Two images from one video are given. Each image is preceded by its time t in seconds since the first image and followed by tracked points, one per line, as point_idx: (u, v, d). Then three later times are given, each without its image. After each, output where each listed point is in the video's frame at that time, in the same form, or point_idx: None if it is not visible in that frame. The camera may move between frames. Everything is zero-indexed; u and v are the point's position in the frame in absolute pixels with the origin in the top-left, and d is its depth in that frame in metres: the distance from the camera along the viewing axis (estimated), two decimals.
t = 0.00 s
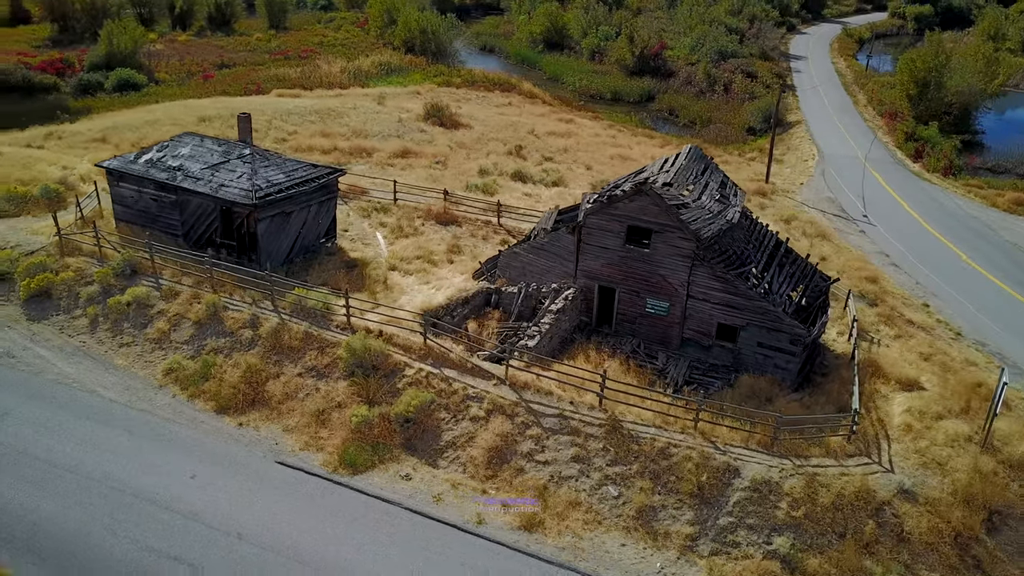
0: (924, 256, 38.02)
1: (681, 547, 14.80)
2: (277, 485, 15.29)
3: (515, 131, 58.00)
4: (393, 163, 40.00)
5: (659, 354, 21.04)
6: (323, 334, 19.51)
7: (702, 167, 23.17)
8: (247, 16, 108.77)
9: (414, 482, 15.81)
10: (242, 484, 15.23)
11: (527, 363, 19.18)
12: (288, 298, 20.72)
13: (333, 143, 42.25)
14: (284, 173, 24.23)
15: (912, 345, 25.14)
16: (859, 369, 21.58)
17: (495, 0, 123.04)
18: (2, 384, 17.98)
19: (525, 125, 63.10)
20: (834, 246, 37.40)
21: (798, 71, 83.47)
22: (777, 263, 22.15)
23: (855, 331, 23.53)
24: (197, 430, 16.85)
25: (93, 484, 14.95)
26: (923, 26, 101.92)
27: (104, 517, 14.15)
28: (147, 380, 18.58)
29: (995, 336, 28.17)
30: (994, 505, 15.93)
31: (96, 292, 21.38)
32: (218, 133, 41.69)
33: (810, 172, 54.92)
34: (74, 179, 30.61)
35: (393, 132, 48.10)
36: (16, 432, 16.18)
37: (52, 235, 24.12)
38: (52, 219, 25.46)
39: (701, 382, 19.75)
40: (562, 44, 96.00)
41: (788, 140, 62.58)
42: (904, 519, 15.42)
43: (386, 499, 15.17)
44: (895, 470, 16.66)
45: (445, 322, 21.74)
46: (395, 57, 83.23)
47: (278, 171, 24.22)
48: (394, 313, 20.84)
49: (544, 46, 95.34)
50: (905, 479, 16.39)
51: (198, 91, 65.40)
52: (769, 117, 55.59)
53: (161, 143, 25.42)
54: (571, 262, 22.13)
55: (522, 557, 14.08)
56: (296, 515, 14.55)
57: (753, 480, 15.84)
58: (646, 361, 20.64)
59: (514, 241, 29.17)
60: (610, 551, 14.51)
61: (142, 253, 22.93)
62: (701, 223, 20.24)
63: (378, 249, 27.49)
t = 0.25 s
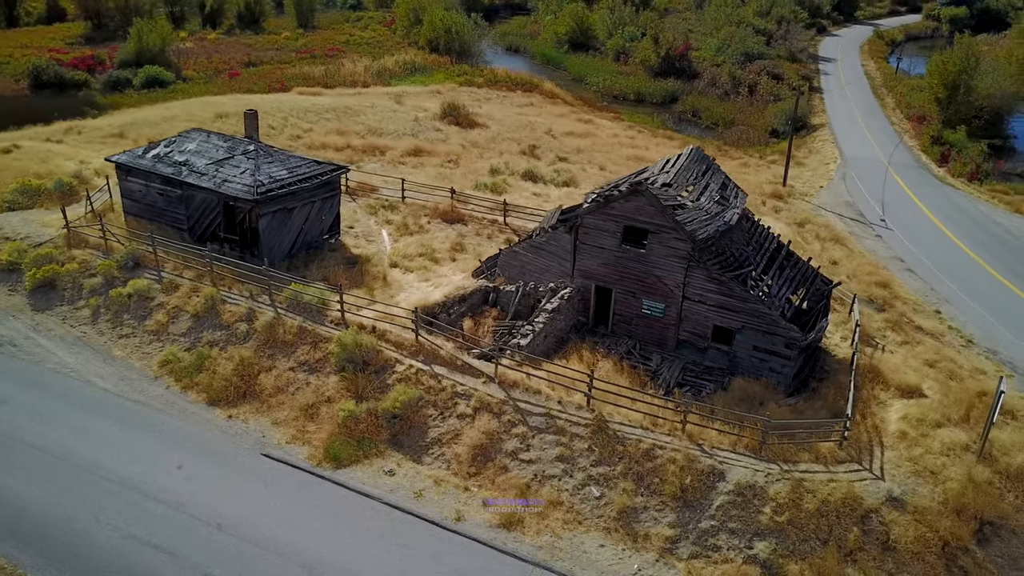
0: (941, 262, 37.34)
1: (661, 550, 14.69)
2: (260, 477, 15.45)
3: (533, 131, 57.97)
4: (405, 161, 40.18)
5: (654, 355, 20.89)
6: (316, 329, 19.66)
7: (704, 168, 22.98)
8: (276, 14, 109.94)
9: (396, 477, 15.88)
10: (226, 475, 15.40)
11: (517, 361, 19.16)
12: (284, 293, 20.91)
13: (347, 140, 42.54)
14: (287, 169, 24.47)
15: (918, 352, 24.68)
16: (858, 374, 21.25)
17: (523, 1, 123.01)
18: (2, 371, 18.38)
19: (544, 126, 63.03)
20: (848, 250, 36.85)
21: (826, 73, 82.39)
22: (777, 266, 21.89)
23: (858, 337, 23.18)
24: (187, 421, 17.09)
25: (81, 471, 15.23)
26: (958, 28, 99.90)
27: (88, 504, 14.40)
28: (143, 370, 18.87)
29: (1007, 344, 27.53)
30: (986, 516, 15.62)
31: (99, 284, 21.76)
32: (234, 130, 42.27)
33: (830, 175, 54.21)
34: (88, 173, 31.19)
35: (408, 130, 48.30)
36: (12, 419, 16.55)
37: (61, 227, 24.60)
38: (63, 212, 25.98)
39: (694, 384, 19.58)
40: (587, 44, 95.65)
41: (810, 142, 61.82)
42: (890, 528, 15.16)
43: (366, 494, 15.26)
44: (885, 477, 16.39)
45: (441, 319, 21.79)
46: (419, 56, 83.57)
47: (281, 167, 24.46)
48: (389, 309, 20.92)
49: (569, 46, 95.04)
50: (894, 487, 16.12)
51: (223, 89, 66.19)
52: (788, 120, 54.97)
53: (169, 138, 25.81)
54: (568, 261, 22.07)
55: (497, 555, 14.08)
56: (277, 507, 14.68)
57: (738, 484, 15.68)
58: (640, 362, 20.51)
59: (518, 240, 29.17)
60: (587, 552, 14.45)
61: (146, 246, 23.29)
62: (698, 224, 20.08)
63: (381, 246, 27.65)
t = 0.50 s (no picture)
0: (958, 267, 36.68)
1: (643, 551, 14.59)
2: (247, 469, 15.60)
3: (550, 131, 57.88)
4: (417, 159, 40.29)
5: (651, 356, 20.75)
6: (313, 324, 19.81)
7: (706, 169, 22.79)
8: (303, 13, 110.83)
9: (383, 473, 15.94)
10: (214, 467, 15.56)
11: (511, 360, 19.14)
12: (283, 288, 21.07)
13: (361, 139, 42.76)
14: (291, 166, 24.67)
15: (925, 358, 24.25)
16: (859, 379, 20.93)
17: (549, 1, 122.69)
18: (4, 360, 18.75)
19: (561, 126, 62.88)
20: (863, 254, 36.30)
21: (853, 75, 81.29)
22: (778, 269, 21.64)
23: (861, 341, 22.84)
24: (180, 413, 17.29)
25: (72, 459, 15.48)
26: (992, 29, 97.95)
27: (76, 491, 14.64)
28: (141, 362, 19.14)
29: (1019, 352, 26.94)
30: (979, 526, 15.34)
31: (103, 276, 22.12)
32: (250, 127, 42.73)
33: (850, 178, 53.53)
34: (102, 167, 31.71)
35: (423, 129, 48.43)
36: (9, 407, 16.86)
37: (70, 220, 25.05)
38: (74, 206, 26.44)
39: (689, 386, 19.42)
40: (611, 45, 94.72)
41: (832, 145, 61.07)
42: (879, 535, 14.93)
43: (351, 488, 15.33)
44: (877, 484, 16.14)
45: (439, 316, 21.82)
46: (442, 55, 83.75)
47: (286, 163, 24.69)
48: (386, 306, 20.99)
49: (593, 46, 94.47)
50: (886, 493, 15.88)
51: (246, 86, 66.85)
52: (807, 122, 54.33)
53: (177, 134, 26.16)
54: (567, 261, 22.01)
55: (477, 552, 14.08)
56: (262, 499, 14.80)
57: (725, 487, 15.54)
58: (636, 363, 20.38)
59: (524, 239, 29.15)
60: (569, 551, 14.41)
61: (151, 240, 23.63)
62: (696, 225, 19.92)
63: (386, 243, 27.78)
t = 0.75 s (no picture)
0: (978, 274, 35.90)
1: (623, 553, 14.48)
2: (235, 460, 15.77)
3: (570, 132, 57.75)
4: (432, 158, 40.42)
5: (647, 358, 20.61)
6: (309, 319, 19.98)
7: (710, 170, 22.57)
8: (333, 12, 111.76)
9: (369, 468, 16.03)
10: (202, 457, 15.77)
11: (503, 359, 19.15)
12: (283, 283, 21.25)
13: (377, 137, 43.02)
14: (297, 162, 24.92)
15: (933, 367, 23.76)
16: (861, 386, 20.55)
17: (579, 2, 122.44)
18: (9, 348, 19.20)
19: (582, 126, 62.67)
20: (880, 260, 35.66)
21: (885, 79, 79.94)
22: (780, 273, 21.36)
23: (866, 348, 22.46)
24: (173, 403, 17.56)
25: (64, 446, 15.79)
26: None
27: (66, 478, 14.92)
28: (141, 353, 19.47)
29: None
30: (972, 539, 14.99)
31: (110, 268, 22.55)
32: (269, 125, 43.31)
33: (874, 183, 52.65)
34: (119, 162, 32.31)
35: (440, 128, 48.58)
36: (9, 395, 17.26)
37: (83, 213, 25.57)
38: (88, 199, 26.97)
39: (684, 389, 19.25)
40: (640, 46, 93.74)
41: (858, 149, 60.12)
42: (866, 544, 14.66)
43: (336, 482, 15.43)
44: (868, 492, 15.85)
45: (437, 314, 21.87)
46: (468, 55, 83.94)
47: (292, 160, 24.92)
48: (383, 302, 21.06)
49: (621, 48, 93.57)
50: (876, 502, 15.58)
51: (273, 85, 67.56)
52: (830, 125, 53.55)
53: (188, 130, 26.56)
54: (566, 261, 21.94)
55: (455, 549, 14.09)
56: (246, 490, 14.97)
57: (710, 491, 15.37)
58: (632, 365, 20.25)
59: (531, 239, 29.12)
60: (548, 551, 14.35)
61: (158, 233, 24.03)
62: (695, 226, 19.72)
63: (392, 241, 27.95)
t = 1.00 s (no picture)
0: (999, 282, 35.13)
1: (607, 556, 14.39)
2: (226, 453, 15.94)
3: (590, 133, 57.54)
4: (446, 157, 40.48)
5: (645, 361, 20.45)
6: (309, 315, 20.16)
7: (715, 172, 22.34)
8: (362, 11, 112.46)
9: (358, 463, 16.13)
10: (193, 450, 15.97)
11: (498, 358, 19.15)
12: (285, 279, 21.47)
13: (393, 136, 43.21)
14: (304, 160, 25.14)
15: (943, 376, 23.27)
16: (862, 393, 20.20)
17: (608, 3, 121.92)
18: (16, 338, 19.63)
19: (602, 127, 62.42)
20: (898, 266, 35.00)
21: (916, 82, 78.58)
22: (784, 277, 21.09)
23: (871, 354, 22.11)
24: (171, 395, 17.81)
25: (62, 435, 16.11)
26: None
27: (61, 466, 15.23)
28: (143, 345, 19.80)
29: None
30: (965, 552, 14.70)
31: (118, 262, 22.96)
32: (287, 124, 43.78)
33: (898, 188, 51.78)
34: (137, 157, 32.87)
35: (458, 128, 48.65)
36: (11, 384, 17.63)
37: (96, 208, 26.07)
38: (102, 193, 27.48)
39: (680, 393, 19.09)
40: (667, 47, 92.89)
41: (883, 153, 59.15)
42: (855, 553, 14.43)
43: (324, 477, 15.54)
44: (861, 501, 15.60)
45: (436, 313, 21.92)
46: (493, 55, 84.00)
47: (299, 157, 25.15)
48: (382, 300, 21.13)
49: (648, 49, 92.78)
50: (868, 511, 15.33)
51: (299, 84, 68.30)
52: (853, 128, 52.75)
53: (200, 127, 26.94)
54: (567, 261, 21.86)
55: (436, 546, 14.14)
56: (234, 483, 15.14)
57: (698, 495, 15.24)
58: (630, 367, 20.13)
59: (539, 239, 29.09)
60: (531, 551, 14.32)
61: (167, 228, 24.41)
62: (696, 228, 19.52)
63: (399, 239, 28.08)
